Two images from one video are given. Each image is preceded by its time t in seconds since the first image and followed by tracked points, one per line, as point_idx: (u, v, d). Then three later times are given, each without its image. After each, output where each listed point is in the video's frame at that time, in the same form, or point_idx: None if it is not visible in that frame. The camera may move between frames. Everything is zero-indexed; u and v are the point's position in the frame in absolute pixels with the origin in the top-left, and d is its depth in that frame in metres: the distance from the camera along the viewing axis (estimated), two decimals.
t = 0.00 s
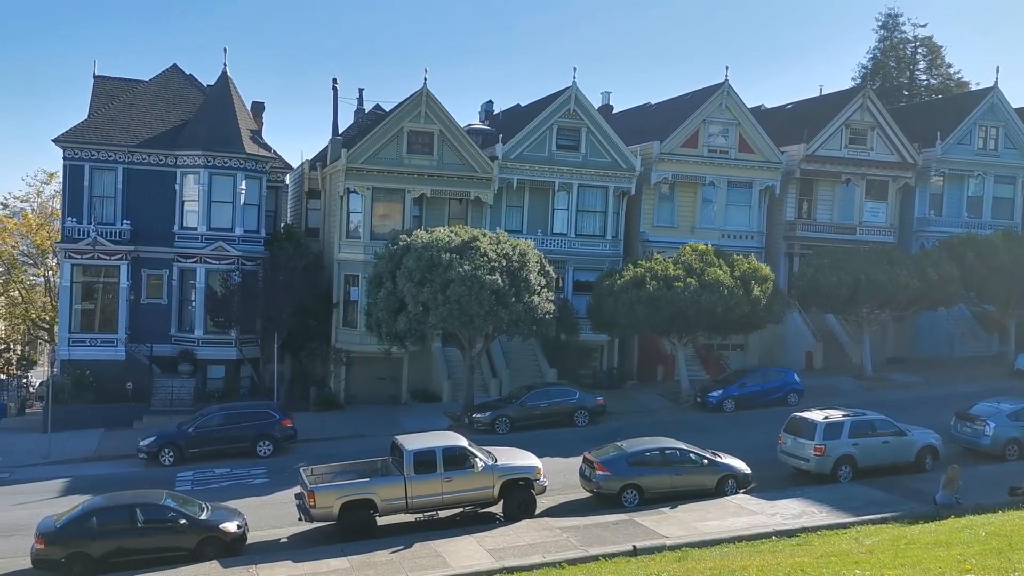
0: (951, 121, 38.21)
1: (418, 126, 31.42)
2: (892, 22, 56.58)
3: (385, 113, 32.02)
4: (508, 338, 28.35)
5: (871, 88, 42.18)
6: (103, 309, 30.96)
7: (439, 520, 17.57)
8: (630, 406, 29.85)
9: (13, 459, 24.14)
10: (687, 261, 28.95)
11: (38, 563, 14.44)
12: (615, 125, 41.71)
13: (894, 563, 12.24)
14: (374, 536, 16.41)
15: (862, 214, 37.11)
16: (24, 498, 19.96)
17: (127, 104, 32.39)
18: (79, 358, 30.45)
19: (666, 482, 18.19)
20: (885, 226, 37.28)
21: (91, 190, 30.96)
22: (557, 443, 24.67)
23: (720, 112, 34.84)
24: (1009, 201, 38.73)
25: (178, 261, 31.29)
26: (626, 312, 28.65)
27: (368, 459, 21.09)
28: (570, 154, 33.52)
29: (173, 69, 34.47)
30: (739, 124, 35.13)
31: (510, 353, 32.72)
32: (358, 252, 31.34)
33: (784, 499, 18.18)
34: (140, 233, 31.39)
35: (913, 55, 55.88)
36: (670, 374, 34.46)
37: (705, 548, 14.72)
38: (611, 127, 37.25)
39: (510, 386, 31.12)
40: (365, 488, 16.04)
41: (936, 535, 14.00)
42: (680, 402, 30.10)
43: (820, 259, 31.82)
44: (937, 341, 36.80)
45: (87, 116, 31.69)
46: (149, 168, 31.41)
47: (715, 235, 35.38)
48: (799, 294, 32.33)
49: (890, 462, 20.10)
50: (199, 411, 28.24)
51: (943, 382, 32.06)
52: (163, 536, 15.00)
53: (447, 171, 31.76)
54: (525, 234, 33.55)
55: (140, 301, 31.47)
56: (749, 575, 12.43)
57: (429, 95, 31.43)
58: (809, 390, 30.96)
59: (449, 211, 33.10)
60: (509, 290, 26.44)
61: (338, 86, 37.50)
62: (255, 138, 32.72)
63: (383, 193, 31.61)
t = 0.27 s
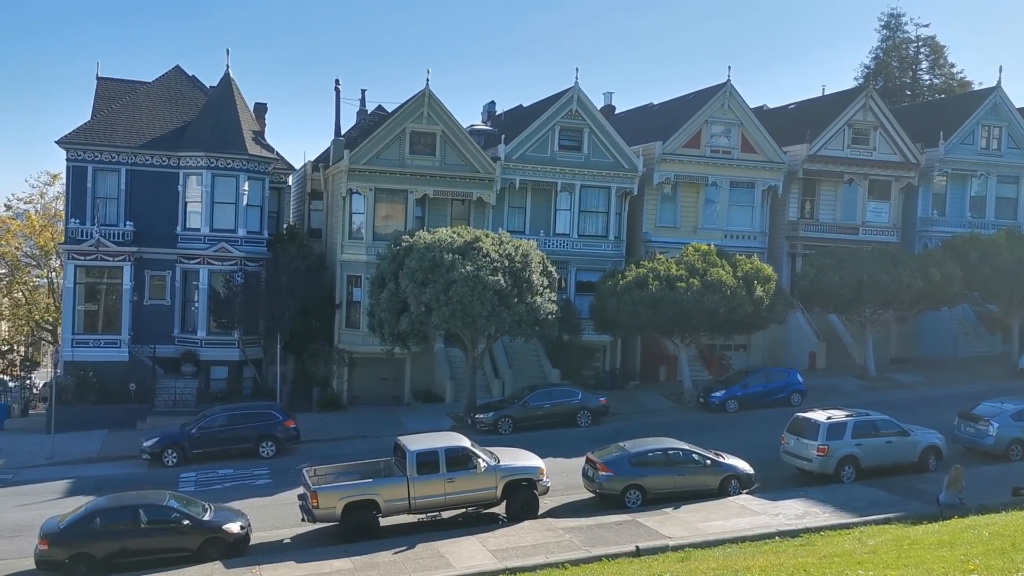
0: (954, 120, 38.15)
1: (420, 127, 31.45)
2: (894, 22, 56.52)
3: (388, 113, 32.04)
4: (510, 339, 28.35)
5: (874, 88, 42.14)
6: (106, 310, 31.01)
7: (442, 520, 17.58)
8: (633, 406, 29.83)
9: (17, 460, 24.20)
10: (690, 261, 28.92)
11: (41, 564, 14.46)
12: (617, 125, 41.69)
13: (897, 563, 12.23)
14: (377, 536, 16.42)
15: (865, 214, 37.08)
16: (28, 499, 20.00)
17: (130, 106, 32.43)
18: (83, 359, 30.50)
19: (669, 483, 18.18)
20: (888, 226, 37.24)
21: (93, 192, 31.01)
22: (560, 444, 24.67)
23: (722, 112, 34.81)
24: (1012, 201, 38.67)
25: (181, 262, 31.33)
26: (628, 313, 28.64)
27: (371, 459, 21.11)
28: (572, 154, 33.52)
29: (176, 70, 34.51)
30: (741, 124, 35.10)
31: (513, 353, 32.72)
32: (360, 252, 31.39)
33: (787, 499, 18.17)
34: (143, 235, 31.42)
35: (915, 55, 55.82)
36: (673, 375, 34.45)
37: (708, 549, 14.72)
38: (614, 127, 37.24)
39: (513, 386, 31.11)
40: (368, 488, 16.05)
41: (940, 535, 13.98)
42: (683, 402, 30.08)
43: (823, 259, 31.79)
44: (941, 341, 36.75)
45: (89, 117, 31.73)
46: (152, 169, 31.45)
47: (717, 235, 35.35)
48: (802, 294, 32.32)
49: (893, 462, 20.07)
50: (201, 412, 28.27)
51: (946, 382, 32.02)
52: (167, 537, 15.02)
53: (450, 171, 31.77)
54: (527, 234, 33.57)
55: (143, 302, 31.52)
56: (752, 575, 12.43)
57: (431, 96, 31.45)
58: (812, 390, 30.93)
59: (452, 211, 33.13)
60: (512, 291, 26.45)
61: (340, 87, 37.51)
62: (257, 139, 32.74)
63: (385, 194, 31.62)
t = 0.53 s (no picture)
0: (955, 120, 38.14)
1: (421, 128, 31.46)
2: (895, 22, 56.52)
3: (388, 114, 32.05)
4: (511, 340, 28.36)
5: (875, 88, 42.13)
6: (107, 311, 31.02)
7: (443, 521, 17.58)
8: (634, 407, 29.81)
9: (18, 461, 24.21)
10: (690, 261, 28.90)
11: (43, 565, 14.47)
12: (618, 126, 41.69)
13: (899, 563, 12.23)
14: (378, 537, 16.41)
15: (866, 214, 37.08)
16: (29, 500, 20.01)
17: (131, 107, 32.46)
18: (84, 360, 30.51)
19: (670, 483, 18.17)
20: (889, 226, 37.24)
21: (94, 193, 31.03)
22: (561, 445, 24.66)
23: (723, 112, 34.81)
24: (1013, 201, 38.66)
25: (182, 263, 31.36)
26: (629, 313, 28.65)
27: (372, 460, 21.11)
28: (572, 154, 33.52)
29: (177, 71, 34.52)
30: (742, 124, 35.09)
31: (514, 354, 32.72)
32: (361, 253, 31.41)
33: (788, 500, 18.16)
34: (144, 236, 31.45)
35: (916, 55, 55.81)
36: (674, 375, 34.46)
37: (710, 549, 14.71)
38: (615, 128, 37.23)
39: (513, 386, 31.12)
40: (369, 488, 16.05)
41: (941, 535, 13.98)
42: (684, 403, 30.08)
43: (824, 259, 31.82)
44: (942, 341, 36.72)
45: (90, 118, 31.75)
46: (153, 170, 31.48)
47: (718, 235, 35.35)
48: (803, 294, 32.33)
49: (894, 463, 20.06)
50: (202, 413, 28.28)
51: (947, 382, 32.01)
52: (168, 538, 15.02)
53: (451, 172, 31.77)
54: (528, 235, 33.58)
55: (144, 303, 31.54)
56: None
57: (432, 96, 31.46)
58: (813, 390, 30.92)
59: (453, 212, 33.15)
60: (513, 291, 26.46)
61: (341, 88, 37.53)
62: (258, 139, 32.75)
63: (386, 194, 31.63)
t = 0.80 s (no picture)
0: (955, 120, 38.13)
1: (421, 128, 31.46)
2: (895, 22, 56.52)
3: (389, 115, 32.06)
4: (512, 340, 28.36)
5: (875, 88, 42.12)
6: (108, 311, 31.04)
7: (443, 522, 17.57)
8: (634, 407, 29.80)
9: (19, 461, 24.22)
10: (691, 261, 28.89)
11: (43, 565, 14.47)
12: (618, 127, 41.68)
13: (899, 563, 12.23)
14: (378, 537, 16.41)
15: (867, 214, 37.09)
16: (30, 501, 20.02)
17: (131, 107, 32.47)
18: (85, 360, 30.52)
19: (670, 483, 18.17)
20: (889, 226, 37.24)
21: (95, 193, 31.05)
22: (561, 445, 24.66)
23: (723, 112, 34.80)
24: (1013, 201, 38.64)
25: (183, 264, 31.37)
26: (630, 313, 28.65)
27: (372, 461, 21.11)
28: (573, 155, 33.52)
29: (177, 72, 34.54)
30: (742, 124, 35.08)
31: (514, 354, 32.72)
32: (361, 254, 31.41)
33: (788, 500, 18.15)
34: (145, 236, 31.47)
35: (916, 55, 55.80)
36: (674, 376, 34.47)
37: (710, 549, 14.71)
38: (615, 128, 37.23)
39: (514, 387, 31.13)
40: (369, 489, 16.05)
41: (942, 536, 13.98)
42: (684, 403, 30.07)
43: (824, 259, 31.83)
44: (943, 342, 36.71)
45: (91, 119, 31.77)
46: (154, 171, 31.49)
47: (719, 235, 35.36)
48: (803, 295, 32.35)
49: (895, 463, 20.05)
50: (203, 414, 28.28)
51: (948, 383, 32.00)
52: (169, 538, 15.03)
53: (451, 172, 31.77)
54: (529, 235, 33.58)
55: (144, 303, 31.57)
56: None
57: (432, 96, 31.46)
58: (814, 390, 30.91)
59: (453, 212, 33.17)
60: (513, 292, 26.46)
61: (341, 88, 37.54)
62: (258, 140, 32.76)
63: (386, 195, 31.63)
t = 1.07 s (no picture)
0: (955, 120, 38.13)
1: (421, 128, 31.45)
2: (895, 22, 56.52)
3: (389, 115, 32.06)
4: (512, 340, 28.36)
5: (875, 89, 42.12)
6: (108, 312, 31.04)
7: (443, 522, 17.57)
8: (635, 408, 29.79)
9: (19, 461, 24.22)
10: (691, 261, 28.89)
11: (44, 566, 14.46)
12: (618, 127, 41.68)
13: (899, 563, 12.23)
14: (379, 538, 16.41)
15: (867, 214, 37.09)
16: (30, 501, 20.01)
17: (131, 107, 32.48)
18: (85, 361, 30.51)
19: (670, 484, 18.17)
20: (889, 226, 37.25)
21: (95, 194, 31.05)
22: (562, 445, 24.65)
23: (723, 112, 34.80)
24: (1013, 201, 38.65)
25: (183, 264, 31.37)
26: (630, 313, 28.67)
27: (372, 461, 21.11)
28: (572, 155, 33.53)
29: (177, 72, 34.55)
30: (742, 124, 35.07)
31: (514, 354, 32.72)
32: (362, 254, 31.42)
33: (789, 500, 18.15)
34: (145, 237, 31.48)
35: (916, 55, 55.79)
36: (675, 376, 34.48)
37: (711, 549, 14.70)
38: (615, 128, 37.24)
39: (514, 387, 31.13)
40: (369, 489, 16.05)
41: (942, 536, 13.98)
42: (684, 403, 30.07)
43: (824, 259, 31.85)
44: (943, 342, 36.71)
45: (91, 119, 31.77)
46: (154, 171, 31.49)
47: (719, 236, 35.36)
48: (803, 295, 32.36)
49: (894, 463, 20.05)
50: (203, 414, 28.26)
51: (948, 383, 32.00)
52: (169, 538, 15.02)
53: (451, 172, 31.77)
54: (529, 235, 33.58)
55: (145, 304, 31.58)
56: None
57: (432, 96, 31.46)
58: (814, 391, 30.90)
59: (453, 213, 33.15)
60: (513, 292, 26.45)
61: (340, 89, 37.55)
62: (258, 140, 32.76)
63: (387, 195, 31.63)
